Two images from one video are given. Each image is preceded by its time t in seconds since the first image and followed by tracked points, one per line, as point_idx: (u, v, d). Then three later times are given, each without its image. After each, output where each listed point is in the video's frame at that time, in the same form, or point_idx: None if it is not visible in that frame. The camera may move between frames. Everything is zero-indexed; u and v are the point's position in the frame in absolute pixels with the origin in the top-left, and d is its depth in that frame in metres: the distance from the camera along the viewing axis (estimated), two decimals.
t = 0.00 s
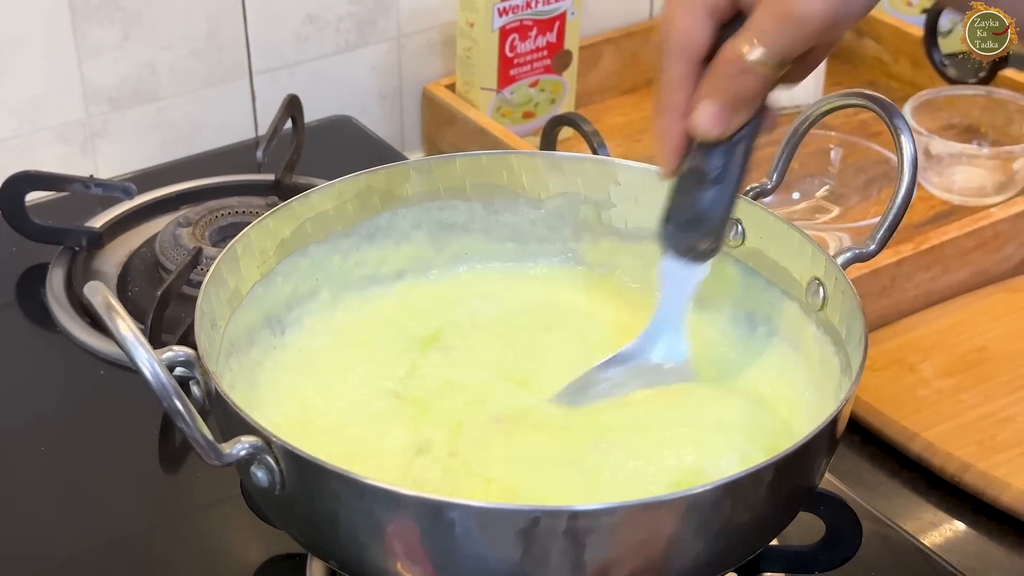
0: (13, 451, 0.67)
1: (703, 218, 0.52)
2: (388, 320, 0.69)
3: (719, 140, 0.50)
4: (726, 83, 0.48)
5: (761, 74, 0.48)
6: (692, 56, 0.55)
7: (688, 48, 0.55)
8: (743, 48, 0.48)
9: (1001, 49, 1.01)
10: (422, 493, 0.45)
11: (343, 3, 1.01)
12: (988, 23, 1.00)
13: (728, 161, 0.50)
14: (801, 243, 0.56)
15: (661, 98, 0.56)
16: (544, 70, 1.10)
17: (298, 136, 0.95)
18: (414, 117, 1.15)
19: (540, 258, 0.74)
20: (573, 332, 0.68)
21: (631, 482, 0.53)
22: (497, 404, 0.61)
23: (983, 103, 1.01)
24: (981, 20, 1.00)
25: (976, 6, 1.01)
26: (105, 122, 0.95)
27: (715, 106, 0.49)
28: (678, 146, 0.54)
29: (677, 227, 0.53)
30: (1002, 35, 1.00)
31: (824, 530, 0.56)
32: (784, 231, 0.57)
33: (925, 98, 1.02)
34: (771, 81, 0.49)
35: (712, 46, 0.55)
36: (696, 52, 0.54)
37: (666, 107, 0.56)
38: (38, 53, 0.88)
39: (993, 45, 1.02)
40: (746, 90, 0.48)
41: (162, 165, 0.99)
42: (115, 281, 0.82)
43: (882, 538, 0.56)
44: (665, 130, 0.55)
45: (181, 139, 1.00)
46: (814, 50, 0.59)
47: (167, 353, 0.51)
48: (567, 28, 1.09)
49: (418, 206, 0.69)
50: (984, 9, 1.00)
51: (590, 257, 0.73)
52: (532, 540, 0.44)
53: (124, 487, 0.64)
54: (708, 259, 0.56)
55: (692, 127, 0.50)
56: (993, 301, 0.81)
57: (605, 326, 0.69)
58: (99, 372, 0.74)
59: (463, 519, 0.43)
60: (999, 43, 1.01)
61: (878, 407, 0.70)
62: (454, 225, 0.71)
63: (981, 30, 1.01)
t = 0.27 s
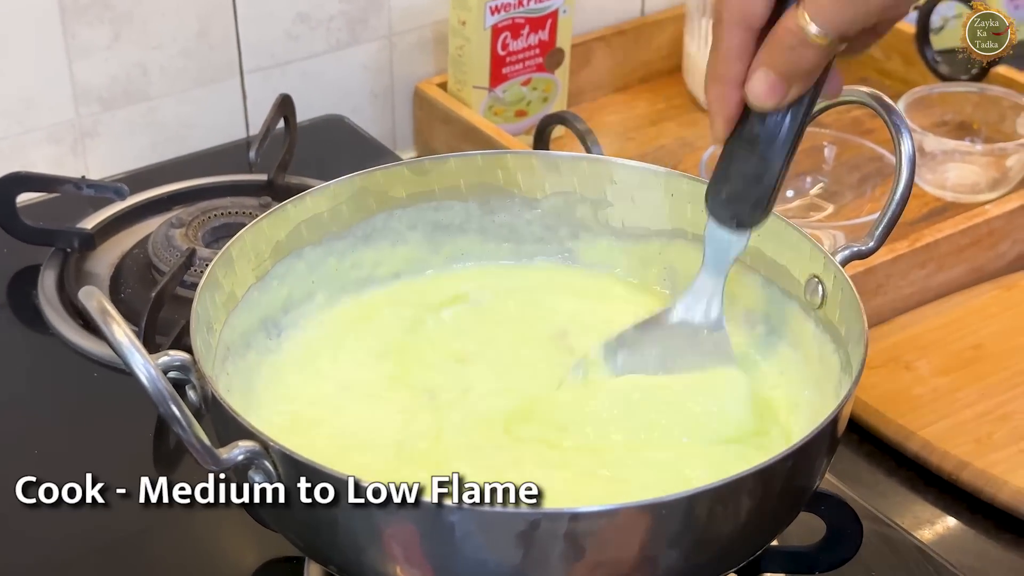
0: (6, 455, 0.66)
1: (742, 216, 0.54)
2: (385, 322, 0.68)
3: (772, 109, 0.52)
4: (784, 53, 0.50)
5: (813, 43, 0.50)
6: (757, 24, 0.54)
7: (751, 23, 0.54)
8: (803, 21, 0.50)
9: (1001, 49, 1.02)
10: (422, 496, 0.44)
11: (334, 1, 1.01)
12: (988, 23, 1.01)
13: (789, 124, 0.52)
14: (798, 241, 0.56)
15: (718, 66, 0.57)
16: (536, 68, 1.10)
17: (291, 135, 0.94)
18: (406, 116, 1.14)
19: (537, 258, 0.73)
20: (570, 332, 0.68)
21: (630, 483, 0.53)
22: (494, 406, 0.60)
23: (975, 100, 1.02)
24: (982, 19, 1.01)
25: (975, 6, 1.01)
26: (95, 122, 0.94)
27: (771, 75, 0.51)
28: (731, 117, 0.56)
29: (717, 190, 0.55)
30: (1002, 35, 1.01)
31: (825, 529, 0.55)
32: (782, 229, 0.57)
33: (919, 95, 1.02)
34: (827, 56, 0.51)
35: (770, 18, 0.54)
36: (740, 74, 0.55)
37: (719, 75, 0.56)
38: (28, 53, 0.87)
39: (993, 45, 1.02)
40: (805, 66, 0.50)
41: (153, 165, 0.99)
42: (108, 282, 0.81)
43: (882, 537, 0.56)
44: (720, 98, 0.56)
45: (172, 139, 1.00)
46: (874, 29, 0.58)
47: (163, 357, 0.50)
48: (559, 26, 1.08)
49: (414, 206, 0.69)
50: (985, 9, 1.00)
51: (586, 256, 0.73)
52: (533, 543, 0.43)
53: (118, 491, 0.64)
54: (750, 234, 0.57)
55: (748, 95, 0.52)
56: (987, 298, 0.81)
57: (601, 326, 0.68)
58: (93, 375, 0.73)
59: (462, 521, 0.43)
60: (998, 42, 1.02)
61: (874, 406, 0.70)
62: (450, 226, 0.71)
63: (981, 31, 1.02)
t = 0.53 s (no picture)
0: None
1: (744, 168, 0.55)
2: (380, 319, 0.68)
3: (769, 90, 0.53)
4: (774, 37, 0.51)
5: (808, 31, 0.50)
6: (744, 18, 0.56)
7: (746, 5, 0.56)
8: (794, 9, 0.50)
9: (1000, 48, 1.00)
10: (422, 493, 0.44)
11: None
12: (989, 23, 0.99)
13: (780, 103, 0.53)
14: (796, 235, 0.56)
15: (716, 46, 0.58)
16: (526, 63, 1.09)
17: (281, 131, 0.93)
18: (396, 112, 1.14)
19: (531, 254, 0.73)
20: (564, 329, 0.67)
21: (628, 480, 0.53)
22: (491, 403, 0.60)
23: (966, 93, 1.02)
24: (982, 19, 0.99)
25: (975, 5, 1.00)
26: (82, 119, 0.93)
27: (763, 59, 0.52)
28: (722, 94, 0.57)
29: (712, 155, 0.56)
30: (1002, 36, 0.99)
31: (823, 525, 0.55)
32: (779, 222, 0.57)
33: (911, 88, 1.02)
34: (821, 46, 0.51)
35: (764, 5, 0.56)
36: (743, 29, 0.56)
37: (725, 28, 0.57)
38: (13, 49, 0.86)
39: (993, 45, 1.00)
40: (797, 50, 0.51)
41: (141, 163, 0.98)
42: (97, 281, 0.80)
43: (881, 533, 0.56)
44: (715, 78, 0.57)
45: (160, 136, 0.99)
46: (879, 15, 0.53)
47: (156, 355, 0.50)
48: (549, 21, 1.08)
49: (407, 203, 0.68)
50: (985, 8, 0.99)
51: (581, 251, 0.73)
52: (535, 541, 0.43)
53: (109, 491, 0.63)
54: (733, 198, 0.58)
55: (741, 77, 0.53)
56: (981, 292, 0.82)
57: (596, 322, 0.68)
58: (83, 374, 0.72)
59: (463, 521, 0.43)
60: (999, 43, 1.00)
61: (869, 399, 0.70)
62: (444, 221, 0.71)
63: (981, 31, 1.00)
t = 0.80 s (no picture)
0: None
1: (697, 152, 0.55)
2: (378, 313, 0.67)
3: (713, 95, 0.54)
4: (722, 44, 0.53)
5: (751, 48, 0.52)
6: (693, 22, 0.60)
7: (696, 6, 0.59)
8: (739, 17, 0.52)
9: (1001, 48, 1.01)
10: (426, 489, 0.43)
11: None
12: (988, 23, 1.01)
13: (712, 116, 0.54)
14: (799, 225, 0.56)
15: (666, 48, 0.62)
16: (518, 54, 1.09)
17: (273, 124, 0.92)
18: (387, 104, 1.13)
19: (530, 246, 0.72)
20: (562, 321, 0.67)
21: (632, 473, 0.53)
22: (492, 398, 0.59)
23: (960, 83, 1.02)
24: (981, 20, 1.01)
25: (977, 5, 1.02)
26: (71, 112, 0.92)
27: (708, 62, 0.53)
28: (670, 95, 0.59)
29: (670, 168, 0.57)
30: (1003, 35, 1.00)
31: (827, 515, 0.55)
32: (781, 213, 0.57)
33: (905, 79, 1.02)
34: (767, 53, 0.53)
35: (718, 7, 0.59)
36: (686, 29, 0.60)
37: (665, 53, 0.61)
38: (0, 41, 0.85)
39: (993, 46, 1.01)
40: (740, 58, 0.52)
41: (131, 156, 0.97)
42: (89, 275, 0.79)
43: (884, 525, 0.55)
44: (661, 76, 0.61)
45: (150, 130, 0.98)
46: (831, 30, 0.57)
47: (154, 350, 0.49)
48: (541, 12, 1.07)
49: (405, 194, 0.67)
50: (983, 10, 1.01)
51: (581, 244, 0.72)
52: (542, 536, 0.42)
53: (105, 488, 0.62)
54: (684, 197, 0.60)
55: (687, 77, 0.55)
56: (978, 282, 0.82)
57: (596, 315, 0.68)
58: (76, 370, 0.71)
59: (469, 516, 0.42)
60: (999, 43, 1.01)
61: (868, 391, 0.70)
62: (443, 213, 0.70)
63: (981, 30, 1.01)
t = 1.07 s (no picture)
0: None
1: (608, 203, 0.55)
2: (383, 313, 0.67)
3: (646, 132, 0.53)
4: (659, 84, 0.51)
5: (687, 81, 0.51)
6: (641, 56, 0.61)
7: (630, 39, 0.60)
8: (678, 58, 0.51)
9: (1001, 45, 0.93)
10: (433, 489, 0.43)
11: None
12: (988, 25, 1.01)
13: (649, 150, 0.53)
14: (804, 220, 0.56)
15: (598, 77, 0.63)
16: (512, 48, 1.08)
17: (267, 120, 0.92)
18: (380, 99, 1.12)
19: (531, 241, 0.72)
20: (563, 317, 0.67)
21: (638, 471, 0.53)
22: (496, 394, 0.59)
23: (955, 76, 1.01)
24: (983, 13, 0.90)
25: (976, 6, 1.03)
26: (62, 109, 0.91)
27: (643, 101, 0.52)
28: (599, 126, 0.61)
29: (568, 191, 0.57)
30: (1003, 34, 0.91)
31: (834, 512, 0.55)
32: (786, 207, 0.57)
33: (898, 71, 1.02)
34: (700, 96, 0.52)
35: (656, 39, 0.61)
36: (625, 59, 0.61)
37: (597, 86, 0.62)
38: None
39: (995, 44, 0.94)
40: (673, 99, 0.52)
41: (123, 153, 0.96)
42: (83, 273, 0.79)
43: (889, 520, 0.56)
44: (596, 110, 0.62)
45: (142, 126, 0.97)
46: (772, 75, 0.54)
47: (157, 349, 0.49)
48: (534, 6, 1.07)
49: (405, 190, 0.67)
50: None
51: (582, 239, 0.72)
52: (550, 535, 0.42)
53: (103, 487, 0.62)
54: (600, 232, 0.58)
55: (619, 113, 0.53)
56: (975, 275, 0.82)
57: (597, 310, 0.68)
58: (71, 368, 0.71)
59: (477, 516, 0.42)
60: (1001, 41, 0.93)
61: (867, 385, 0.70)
62: (443, 209, 0.70)
63: (980, 30, 0.92)
